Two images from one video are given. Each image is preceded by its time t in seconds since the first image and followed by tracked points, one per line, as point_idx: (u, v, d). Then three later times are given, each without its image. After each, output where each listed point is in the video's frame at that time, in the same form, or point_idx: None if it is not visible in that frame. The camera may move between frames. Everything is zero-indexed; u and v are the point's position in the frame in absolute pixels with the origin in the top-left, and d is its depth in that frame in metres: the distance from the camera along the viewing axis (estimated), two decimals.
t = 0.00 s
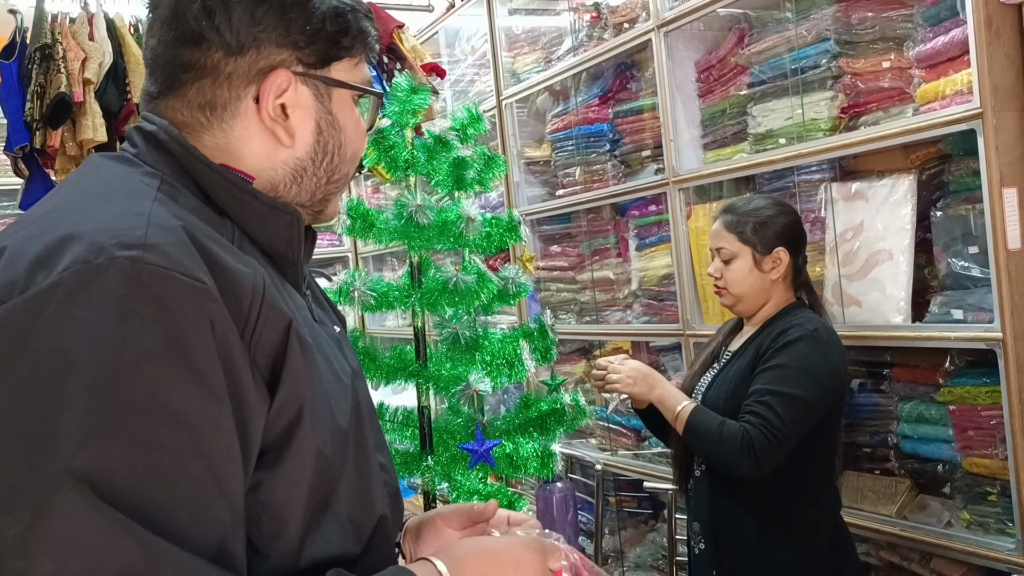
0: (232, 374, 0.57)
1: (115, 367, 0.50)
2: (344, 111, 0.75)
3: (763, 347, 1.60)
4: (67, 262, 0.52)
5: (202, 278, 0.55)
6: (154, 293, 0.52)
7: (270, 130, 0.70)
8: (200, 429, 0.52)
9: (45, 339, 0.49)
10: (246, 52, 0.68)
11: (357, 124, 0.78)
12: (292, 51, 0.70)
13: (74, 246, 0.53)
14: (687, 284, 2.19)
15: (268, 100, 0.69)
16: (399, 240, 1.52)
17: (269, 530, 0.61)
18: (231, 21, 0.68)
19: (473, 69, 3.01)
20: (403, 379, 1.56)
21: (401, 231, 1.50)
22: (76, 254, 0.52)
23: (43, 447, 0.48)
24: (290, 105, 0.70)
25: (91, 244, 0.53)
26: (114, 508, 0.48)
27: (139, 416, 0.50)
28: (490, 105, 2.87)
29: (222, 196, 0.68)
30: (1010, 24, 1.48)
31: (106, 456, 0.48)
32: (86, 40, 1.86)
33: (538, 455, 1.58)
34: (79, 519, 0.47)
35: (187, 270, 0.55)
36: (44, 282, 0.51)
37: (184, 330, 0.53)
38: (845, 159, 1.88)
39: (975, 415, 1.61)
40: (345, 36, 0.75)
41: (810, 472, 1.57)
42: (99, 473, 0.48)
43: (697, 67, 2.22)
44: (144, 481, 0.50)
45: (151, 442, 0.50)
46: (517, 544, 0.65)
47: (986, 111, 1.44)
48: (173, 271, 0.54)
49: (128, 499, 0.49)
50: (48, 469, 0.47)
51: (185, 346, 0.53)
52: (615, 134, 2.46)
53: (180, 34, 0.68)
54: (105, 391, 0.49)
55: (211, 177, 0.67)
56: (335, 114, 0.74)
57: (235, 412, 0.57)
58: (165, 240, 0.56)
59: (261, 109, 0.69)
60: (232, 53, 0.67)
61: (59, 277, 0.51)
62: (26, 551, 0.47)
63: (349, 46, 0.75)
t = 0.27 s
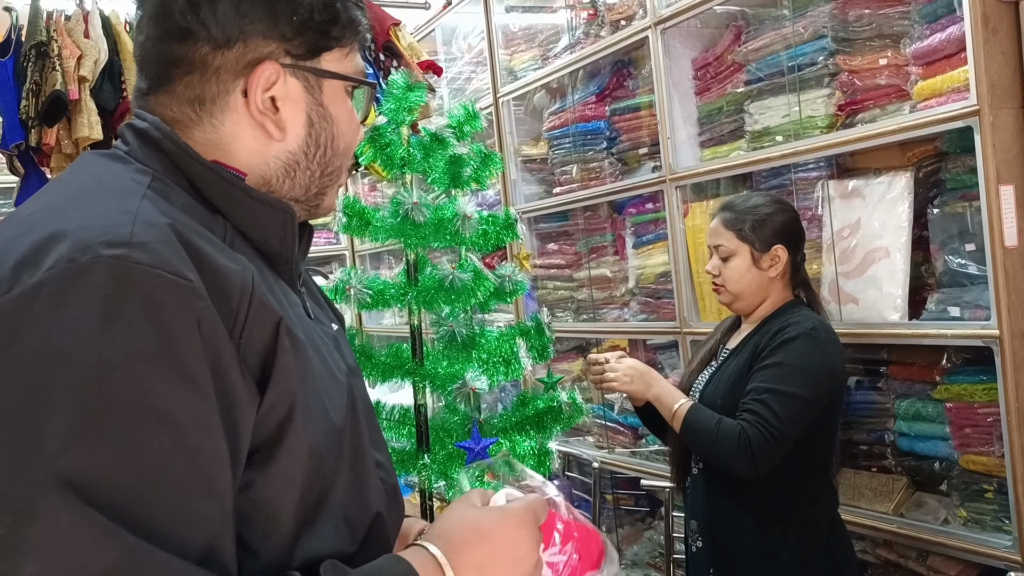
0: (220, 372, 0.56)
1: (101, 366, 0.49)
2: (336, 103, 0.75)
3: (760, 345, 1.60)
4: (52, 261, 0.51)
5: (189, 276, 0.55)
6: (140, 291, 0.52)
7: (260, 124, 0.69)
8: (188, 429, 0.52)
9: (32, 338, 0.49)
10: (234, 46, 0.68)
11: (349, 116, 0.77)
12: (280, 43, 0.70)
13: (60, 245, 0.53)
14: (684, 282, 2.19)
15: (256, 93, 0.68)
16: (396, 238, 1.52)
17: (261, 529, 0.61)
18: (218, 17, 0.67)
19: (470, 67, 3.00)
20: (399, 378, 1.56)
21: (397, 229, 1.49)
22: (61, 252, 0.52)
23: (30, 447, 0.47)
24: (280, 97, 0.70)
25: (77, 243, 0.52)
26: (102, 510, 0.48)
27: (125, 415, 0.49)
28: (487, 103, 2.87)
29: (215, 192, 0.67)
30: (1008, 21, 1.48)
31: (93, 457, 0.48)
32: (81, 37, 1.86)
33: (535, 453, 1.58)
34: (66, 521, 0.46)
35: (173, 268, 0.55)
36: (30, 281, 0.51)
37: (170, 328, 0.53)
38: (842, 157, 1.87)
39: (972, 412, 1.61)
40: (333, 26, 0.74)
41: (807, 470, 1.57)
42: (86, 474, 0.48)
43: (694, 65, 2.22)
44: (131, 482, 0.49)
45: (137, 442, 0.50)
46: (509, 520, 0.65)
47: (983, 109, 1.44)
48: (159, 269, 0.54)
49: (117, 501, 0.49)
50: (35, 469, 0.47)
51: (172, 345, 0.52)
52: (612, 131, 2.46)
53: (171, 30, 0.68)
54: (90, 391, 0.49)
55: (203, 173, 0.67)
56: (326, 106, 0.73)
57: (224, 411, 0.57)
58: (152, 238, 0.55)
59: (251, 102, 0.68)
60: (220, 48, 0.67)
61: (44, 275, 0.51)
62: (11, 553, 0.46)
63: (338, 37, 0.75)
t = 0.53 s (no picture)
0: (218, 374, 0.56)
1: (97, 369, 0.49)
2: (333, 99, 0.74)
3: (760, 345, 1.60)
4: (49, 264, 0.52)
5: (186, 277, 0.55)
6: (136, 293, 0.52)
7: (256, 121, 0.69)
8: (185, 433, 0.52)
9: (29, 340, 0.49)
10: (230, 44, 0.68)
11: (347, 112, 0.77)
12: (275, 39, 0.69)
13: (57, 247, 0.53)
14: (683, 281, 2.19)
15: (251, 90, 0.68)
16: (394, 237, 1.52)
17: (260, 532, 0.61)
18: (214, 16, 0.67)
19: (468, 66, 3.00)
20: (398, 377, 1.56)
21: (395, 228, 1.49)
22: (58, 255, 0.52)
23: (28, 451, 0.47)
24: (276, 95, 0.70)
25: (74, 245, 0.53)
26: (99, 514, 0.48)
27: (121, 418, 0.49)
28: (486, 102, 2.87)
29: (214, 192, 0.67)
30: (1005, 20, 1.48)
31: (90, 461, 0.48)
32: (79, 37, 1.84)
33: (534, 452, 1.57)
34: (64, 525, 0.46)
35: (170, 270, 0.54)
36: (28, 282, 0.51)
37: (167, 331, 0.53)
38: (840, 156, 1.88)
39: (970, 411, 1.61)
40: (328, 21, 0.74)
41: (806, 470, 1.57)
42: (84, 478, 0.48)
43: (692, 64, 2.22)
44: (128, 485, 0.49)
45: (134, 445, 0.50)
46: (515, 530, 0.64)
47: (980, 108, 1.44)
48: (156, 271, 0.54)
49: (114, 505, 0.49)
50: (32, 474, 0.47)
51: (168, 348, 0.52)
52: (610, 131, 2.46)
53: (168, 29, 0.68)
54: (87, 393, 0.49)
55: (202, 173, 0.67)
56: (323, 102, 0.73)
57: (222, 413, 0.57)
58: (150, 240, 0.55)
59: (246, 99, 0.68)
60: (215, 45, 0.67)
61: (41, 278, 0.51)
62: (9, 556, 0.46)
63: (334, 32, 0.75)
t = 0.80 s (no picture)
0: (219, 372, 0.56)
1: (99, 368, 0.49)
2: (337, 95, 0.74)
3: (760, 342, 1.60)
4: (50, 262, 0.51)
5: (189, 276, 0.55)
6: (138, 291, 0.52)
7: (261, 117, 0.69)
8: (188, 433, 0.52)
9: (31, 338, 0.49)
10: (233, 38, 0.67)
11: (351, 108, 0.77)
12: (279, 35, 0.69)
13: (57, 245, 0.52)
14: (682, 278, 2.19)
15: (257, 86, 0.68)
16: (394, 234, 1.52)
17: (262, 531, 0.60)
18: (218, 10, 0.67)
19: (467, 63, 2.99)
20: (398, 374, 1.55)
21: (395, 226, 1.49)
22: (59, 253, 0.52)
23: (30, 451, 0.47)
24: (280, 90, 0.70)
25: (75, 243, 0.52)
26: (101, 514, 0.48)
27: (122, 416, 0.49)
28: (484, 99, 2.87)
29: (217, 190, 0.67)
30: (1005, 17, 1.48)
31: (92, 462, 0.48)
32: (77, 34, 1.83)
33: (534, 449, 1.58)
34: (67, 526, 0.46)
35: (172, 268, 0.54)
36: (28, 279, 0.51)
37: (169, 330, 0.52)
38: (839, 153, 1.88)
39: (969, 408, 1.61)
40: (332, 17, 0.74)
41: (806, 467, 1.57)
42: (86, 479, 0.47)
43: (691, 61, 2.22)
44: (130, 484, 0.49)
45: (137, 445, 0.49)
46: (520, 538, 0.64)
47: (980, 105, 1.44)
48: (157, 269, 0.53)
49: (115, 506, 0.49)
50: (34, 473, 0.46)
51: (169, 347, 0.52)
52: (609, 128, 2.46)
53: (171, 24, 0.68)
54: (89, 393, 0.48)
55: (205, 170, 0.66)
56: (327, 97, 0.73)
57: (224, 412, 0.57)
58: (151, 238, 0.55)
59: (252, 96, 0.68)
60: (218, 40, 0.67)
61: (42, 276, 0.50)
62: (10, 555, 0.46)
63: (337, 28, 0.75)
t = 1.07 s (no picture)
0: (222, 370, 0.56)
1: (102, 367, 0.49)
2: (338, 90, 0.74)
3: (761, 339, 1.60)
4: (53, 261, 0.51)
5: (192, 276, 0.55)
6: (141, 290, 0.52)
7: (263, 113, 0.69)
8: (191, 430, 0.52)
9: (34, 337, 0.49)
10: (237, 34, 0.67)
11: (354, 103, 0.76)
12: (281, 31, 0.69)
13: (61, 243, 0.52)
14: (681, 275, 2.19)
15: (260, 82, 0.68)
16: (393, 232, 1.51)
17: (266, 529, 0.60)
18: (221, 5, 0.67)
19: (465, 60, 2.99)
20: (397, 372, 1.55)
21: (394, 223, 1.49)
22: (62, 252, 0.52)
23: (34, 450, 0.47)
24: (282, 87, 0.69)
25: (78, 242, 0.52)
26: (105, 513, 0.48)
27: (126, 415, 0.49)
28: (483, 96, 2.86)
29: (220, 187, 0.67)
30: (1005, 14, 1.48)
31: (96, 460, 0.47)
32: (75, 32, 1.83)
33: (534, 446, 1.57)
34: (70, 526, 0.46)
35: (175, 266, 0.54)
36: (32, 278, 0.50)
37: (172, 329, 0.52)
38: (838, 150, 1.88)
39: (968, 405, 1.62)
40: (332, 12, 0.74)
41: (806, 464, 1.57)
42: (90, 477, 0.47)
43: (690, 58, 2.22)
44: (133, 484, 0.49)
45: (141, 444, 0.49)
46: (533, 535, 0.63)
47: (979, 102, 1.44)
48: (160, 268, 0.53)
49: (118, 505, 0.48)
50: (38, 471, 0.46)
51: (174, 346, 0.52)
52: (608, 125, 2.46)
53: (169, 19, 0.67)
54: (93, 392, 0.48)
55: (208, 167, 0.66)
56: (329, 93, 0.73)
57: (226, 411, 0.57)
58: (153, 236, 0.55)
59: (255, 92, 0.68)
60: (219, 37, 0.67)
61: (45, 274, 0.50)
62: (12, 556, 0.46)
63: (338, 23, 0.74)
